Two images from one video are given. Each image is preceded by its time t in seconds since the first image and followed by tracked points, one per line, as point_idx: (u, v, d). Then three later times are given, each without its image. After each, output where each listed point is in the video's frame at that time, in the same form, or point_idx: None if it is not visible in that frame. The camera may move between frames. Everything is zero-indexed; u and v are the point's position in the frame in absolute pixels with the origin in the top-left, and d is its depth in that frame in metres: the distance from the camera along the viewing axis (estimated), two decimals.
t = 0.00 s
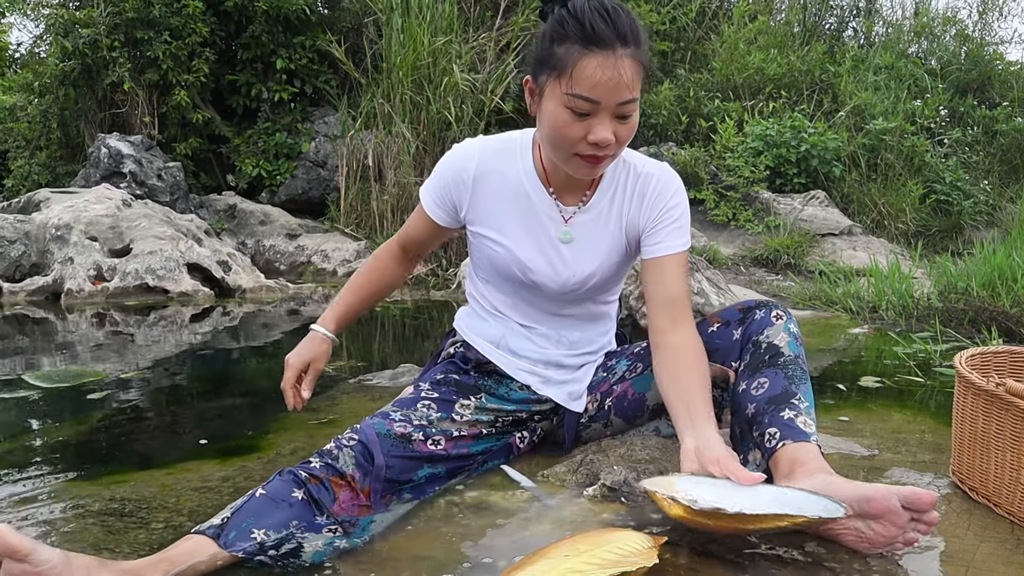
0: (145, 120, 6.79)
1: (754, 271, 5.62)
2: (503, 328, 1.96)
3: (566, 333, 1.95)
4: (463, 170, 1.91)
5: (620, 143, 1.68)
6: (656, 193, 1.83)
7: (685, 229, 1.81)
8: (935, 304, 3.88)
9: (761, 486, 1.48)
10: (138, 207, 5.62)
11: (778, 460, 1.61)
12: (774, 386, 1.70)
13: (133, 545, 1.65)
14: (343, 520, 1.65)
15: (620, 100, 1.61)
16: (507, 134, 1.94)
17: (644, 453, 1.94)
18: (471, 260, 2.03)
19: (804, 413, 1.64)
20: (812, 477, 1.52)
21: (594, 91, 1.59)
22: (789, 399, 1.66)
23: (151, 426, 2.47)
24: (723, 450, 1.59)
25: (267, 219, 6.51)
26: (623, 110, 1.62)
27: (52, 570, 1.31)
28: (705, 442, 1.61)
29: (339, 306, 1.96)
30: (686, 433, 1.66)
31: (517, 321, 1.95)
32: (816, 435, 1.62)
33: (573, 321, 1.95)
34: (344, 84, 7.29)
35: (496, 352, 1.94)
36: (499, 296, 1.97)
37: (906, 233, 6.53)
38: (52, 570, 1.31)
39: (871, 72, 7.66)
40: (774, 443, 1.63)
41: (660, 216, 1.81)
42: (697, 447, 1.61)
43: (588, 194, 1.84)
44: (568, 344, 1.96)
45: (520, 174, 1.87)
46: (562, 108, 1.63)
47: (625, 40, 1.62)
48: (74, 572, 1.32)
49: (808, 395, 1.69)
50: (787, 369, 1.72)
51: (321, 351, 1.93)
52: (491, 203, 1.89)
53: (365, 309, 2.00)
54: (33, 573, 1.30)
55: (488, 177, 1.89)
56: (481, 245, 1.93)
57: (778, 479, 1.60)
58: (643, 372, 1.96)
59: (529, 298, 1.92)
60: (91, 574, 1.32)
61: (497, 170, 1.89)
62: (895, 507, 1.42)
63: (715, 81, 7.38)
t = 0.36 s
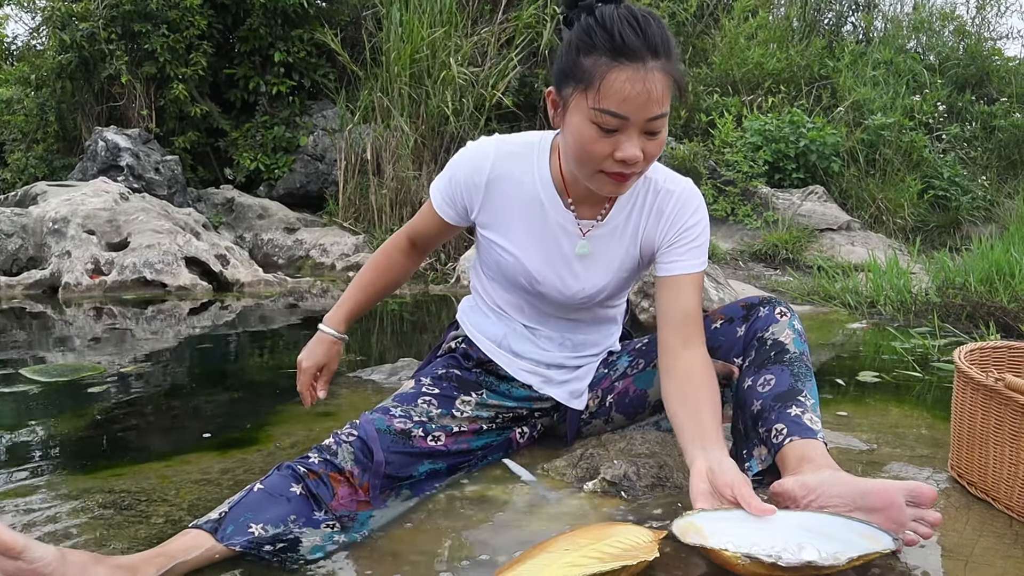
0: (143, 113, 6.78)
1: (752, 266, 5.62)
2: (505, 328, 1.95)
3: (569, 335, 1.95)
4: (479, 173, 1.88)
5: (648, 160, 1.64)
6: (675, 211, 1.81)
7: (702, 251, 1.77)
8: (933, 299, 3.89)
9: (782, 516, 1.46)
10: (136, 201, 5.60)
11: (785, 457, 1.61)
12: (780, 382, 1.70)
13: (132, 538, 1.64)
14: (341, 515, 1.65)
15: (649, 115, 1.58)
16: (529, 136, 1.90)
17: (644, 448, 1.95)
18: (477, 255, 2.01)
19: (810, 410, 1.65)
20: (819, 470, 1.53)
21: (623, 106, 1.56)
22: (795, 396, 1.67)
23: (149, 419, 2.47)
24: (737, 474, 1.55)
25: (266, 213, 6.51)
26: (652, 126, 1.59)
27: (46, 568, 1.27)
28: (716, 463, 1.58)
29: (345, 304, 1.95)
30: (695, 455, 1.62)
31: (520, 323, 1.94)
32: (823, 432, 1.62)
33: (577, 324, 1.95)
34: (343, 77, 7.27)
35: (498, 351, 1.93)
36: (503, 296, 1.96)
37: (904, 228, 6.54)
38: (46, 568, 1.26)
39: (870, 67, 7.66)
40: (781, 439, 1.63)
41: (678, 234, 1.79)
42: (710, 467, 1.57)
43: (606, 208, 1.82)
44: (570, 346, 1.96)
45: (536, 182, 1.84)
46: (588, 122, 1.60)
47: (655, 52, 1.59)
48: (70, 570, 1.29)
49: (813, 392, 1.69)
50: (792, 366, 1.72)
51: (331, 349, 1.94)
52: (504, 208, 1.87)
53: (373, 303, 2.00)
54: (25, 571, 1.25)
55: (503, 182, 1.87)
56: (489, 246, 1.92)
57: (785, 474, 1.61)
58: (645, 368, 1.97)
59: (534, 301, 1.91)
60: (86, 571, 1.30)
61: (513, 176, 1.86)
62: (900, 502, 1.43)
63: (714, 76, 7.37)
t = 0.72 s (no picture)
0: (144, 110, 6.77)
1: (753, 264, 5.62)
2: (507, 327, 1.94)
3: (571, 334, 1.95)
4: (484, 173, 1.87)
5: (658, 165, 1.64)
6: (680, 211, 1.81)
7: (708, 250, 1.78)
8: (935, 298, 3.89)
9: (781, 523, 1.47)
10: (137, 197, 5.60)
11: (786, 454, 1.62)
12: (781, 379, 1.70)
13: (134, 534, 1.64)
14: (341, 512, 1.65)
15: (661, 122, 1.58)
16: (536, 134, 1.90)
17: (646, 445, 1.95)
18: (479, 253, 2.00)
19: (811, 407, 1.65)
20: (821, 468, 1.53)
21: (635, 112, 1.55)
22: (795, 393, 1.67)
23: (150, 416, 2.47)
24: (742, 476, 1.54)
25: (266, 210, 6.50)
26: (663, 133, 1.59)
27: (47, 564, 1.26)
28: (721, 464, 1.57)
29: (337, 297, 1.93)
30: (700, 454, 1.61)
31: (523, 321, 1.94)
32: (824, 429, 1.62)
33: (579, 323, 1.95)
34: (344, 74, 7.26)
35: (500, 350, 1.93)
36: (504, 295, 1.95)
37: (905, 226, 6.54)
38: (46, 565, 1.26)
39: (871, 65, 7.64)
40: (781, 436, 1.63)
41: (684, 234, 1.80)
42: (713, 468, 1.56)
43: (612, 210, 1.82)
44: (571, 344, 1.96)
45: (542, 183, 1.84)
46: (599, 128, 1.59)
47: (668, 58, 1.58)
48: (69, 566, 1.29)
49: (814, 388, 1.69)
50: (793, 362, 1.72)
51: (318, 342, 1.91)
52: (508, 208, 1.86)
53: (364, 299, 1.97)
54: (26, 567, 1.25)
55: (508, 183, 1.86)
56: (492, 245, 1.91)
57: (787, 471, 1.61)
58: (646, 365, 1.97)
59: (536, 301, 1.91)
60: (87, 567, 1.30)
61: (519, 176, 1.86)
62: (903, 498, 1.43)
63: (715, 73, 7.36)
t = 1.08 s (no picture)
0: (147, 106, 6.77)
1: (756, 263, 5.61)
2: (508, 323, 1.94)
3: (571, 329, 1.95)
4: (483, 170, 1.87)
5: (652, 156, 1.64)
6: (680, 201, 1.81)
7: (709, 238, 1.79)
8: (937, 298, 3.89)
9: (784, 529, 1.44)
10: (139, 193, 5.61)
11: (785, 450, 1.62)
12: (781, 375, 1.71)
13: (134, 529, 1.64)
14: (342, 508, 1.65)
15: (654, 112, 1.57)
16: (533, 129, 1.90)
17: (647, 443, 1.94)
18: (479, 251, 2.00)
19: (810, 404, 1.65)
20: (822, 464, 1.53)
21: (627, 103, 1.55)
22: (795, 389, 1.67)
23: (151, 411, 2.47)
24: (756, 453, 1.55)
25: (269, 207, 6.51)
26: (657, 123, 1.59)
27: (47, 558, 1.26)
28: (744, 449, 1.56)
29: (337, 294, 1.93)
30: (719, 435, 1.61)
31: (523, 318, 1.94)
32: (822, 425, 1.63)
33: (580, 318, 1.95)
34: (347, 71, 7.26)
35: (501, 347, 1.93)
36: (504, 291, 1.95)
37: (908, 227, 6.53)
38: (46, 558, 1.25)
39: (875, 65, 7.63)
40: (780, 433, 1.64)
41: (685, 225, 1.80)
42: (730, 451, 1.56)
43: (611, 202, 1.81)
44: (573, 340, 1.96)
45: (540, 178, 1.84)
46: (592, 120, 1.59)
47: (660, 49, 1.58)
48: (69, 560, 1.28)
49: (814, 385, 1.69)
50: (794, 359, 1.72)
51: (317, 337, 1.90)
52: (508, 204, 1.86)
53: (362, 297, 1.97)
54: (26, 561, 1.24)
55: (507, 179, 1.86)
56: (492, 242, 1.91)
57: (786, 468, 1.61)
58: (648, 362, 1.97)
59: (536, 297, 1.90)
60: (87, 562, 1.30)
61: (517, 172, 1.85)
62: (908, 486, 1.43)
63: (719, 72, 7.34)
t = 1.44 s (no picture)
0: (150, 100, 6.77)
1: (757, 260, 5.61)
2: (507, 316, 1.95)
3: (570, 322, 1.96)
4: (481, 167, 1.86)
5: (639, 149, 1.63)
6: (674, 193, 1.83)
7: (700, 232, 1.84)
8: (939, 296, 3.89)
9: (781, 529, 1.45)
10: (142, 186, 5.62)
11: (785, 446, 1.62)
12: (781, 371, 1.70)
13: (136, 521, 1.65)
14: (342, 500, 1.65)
15: (638, 107, 1.57)
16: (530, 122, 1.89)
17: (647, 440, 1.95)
18: (479, 247, 1.99)
19: (809, 400, 1.65)
20: (823, 460, 1.53)
21: (611, 98, 1.54)
22: (795, 385, 1.67)
23: (153, 404, 2.47)
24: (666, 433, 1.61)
25: (271, 201, 6.51)
26: (641, 117, 1.58)
27: (47, 547, 1.26)
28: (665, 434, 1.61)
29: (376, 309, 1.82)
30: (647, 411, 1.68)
31: (522, 311, 1.95)
32: (822, 421, 1.63)
33: (579, 311, 1.96)
34: (350, 66, 7.26)
35: (500, 340, 1.94)
36: (503, 284, 1.96)
37: (910, 225, 6.53)
38: (46, 547, 1.26)
39: (879, 62, 7.61)
40: (779, 428, 1.64)
41: (677, 220, 1.83)
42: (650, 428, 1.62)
43: (605, 195, 1.81)
44: (573, 334, 1.97)
45: (536, 171, 1.83)
46: (577, 113, 1.59)
47: (646, 43, 1.55)
48: (69, 550, 1.28)
49: (814, 382, 1.69)
50: (794, 356, 1.72)
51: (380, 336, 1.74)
52: (506, 197, 1.86)
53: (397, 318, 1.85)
54: (26, 550, 1.25)
55: (505, 174, 1.85)
56: (491, 237, 1.90)
57: (785, 465, 1.60)
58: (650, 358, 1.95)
59: (535, 290, 1.91)
60: (87, 551, 1.30)
61: (514, 166, 1.85)
62: (914, 485, 1.44)
63: (722, 68, 7.32)
